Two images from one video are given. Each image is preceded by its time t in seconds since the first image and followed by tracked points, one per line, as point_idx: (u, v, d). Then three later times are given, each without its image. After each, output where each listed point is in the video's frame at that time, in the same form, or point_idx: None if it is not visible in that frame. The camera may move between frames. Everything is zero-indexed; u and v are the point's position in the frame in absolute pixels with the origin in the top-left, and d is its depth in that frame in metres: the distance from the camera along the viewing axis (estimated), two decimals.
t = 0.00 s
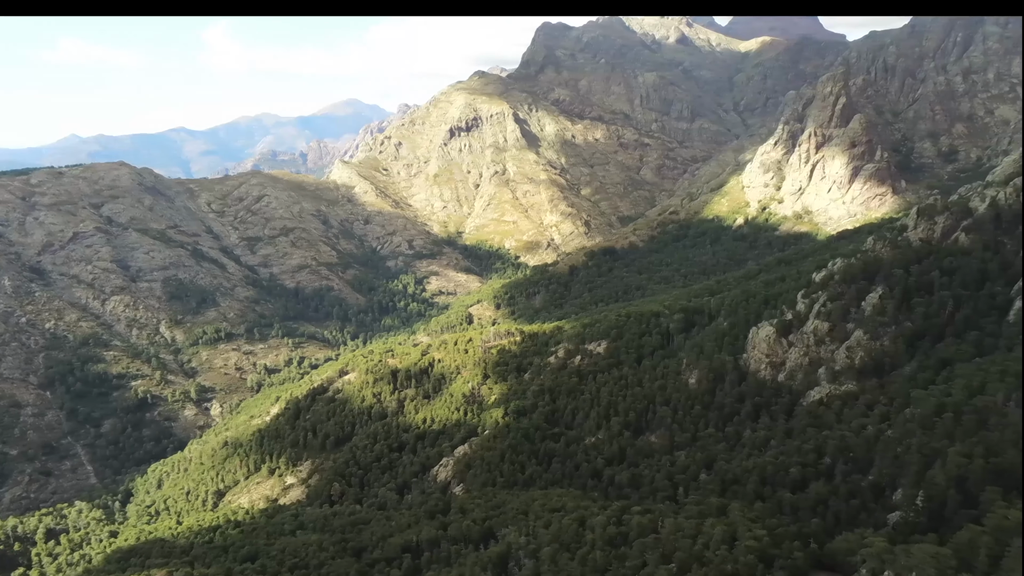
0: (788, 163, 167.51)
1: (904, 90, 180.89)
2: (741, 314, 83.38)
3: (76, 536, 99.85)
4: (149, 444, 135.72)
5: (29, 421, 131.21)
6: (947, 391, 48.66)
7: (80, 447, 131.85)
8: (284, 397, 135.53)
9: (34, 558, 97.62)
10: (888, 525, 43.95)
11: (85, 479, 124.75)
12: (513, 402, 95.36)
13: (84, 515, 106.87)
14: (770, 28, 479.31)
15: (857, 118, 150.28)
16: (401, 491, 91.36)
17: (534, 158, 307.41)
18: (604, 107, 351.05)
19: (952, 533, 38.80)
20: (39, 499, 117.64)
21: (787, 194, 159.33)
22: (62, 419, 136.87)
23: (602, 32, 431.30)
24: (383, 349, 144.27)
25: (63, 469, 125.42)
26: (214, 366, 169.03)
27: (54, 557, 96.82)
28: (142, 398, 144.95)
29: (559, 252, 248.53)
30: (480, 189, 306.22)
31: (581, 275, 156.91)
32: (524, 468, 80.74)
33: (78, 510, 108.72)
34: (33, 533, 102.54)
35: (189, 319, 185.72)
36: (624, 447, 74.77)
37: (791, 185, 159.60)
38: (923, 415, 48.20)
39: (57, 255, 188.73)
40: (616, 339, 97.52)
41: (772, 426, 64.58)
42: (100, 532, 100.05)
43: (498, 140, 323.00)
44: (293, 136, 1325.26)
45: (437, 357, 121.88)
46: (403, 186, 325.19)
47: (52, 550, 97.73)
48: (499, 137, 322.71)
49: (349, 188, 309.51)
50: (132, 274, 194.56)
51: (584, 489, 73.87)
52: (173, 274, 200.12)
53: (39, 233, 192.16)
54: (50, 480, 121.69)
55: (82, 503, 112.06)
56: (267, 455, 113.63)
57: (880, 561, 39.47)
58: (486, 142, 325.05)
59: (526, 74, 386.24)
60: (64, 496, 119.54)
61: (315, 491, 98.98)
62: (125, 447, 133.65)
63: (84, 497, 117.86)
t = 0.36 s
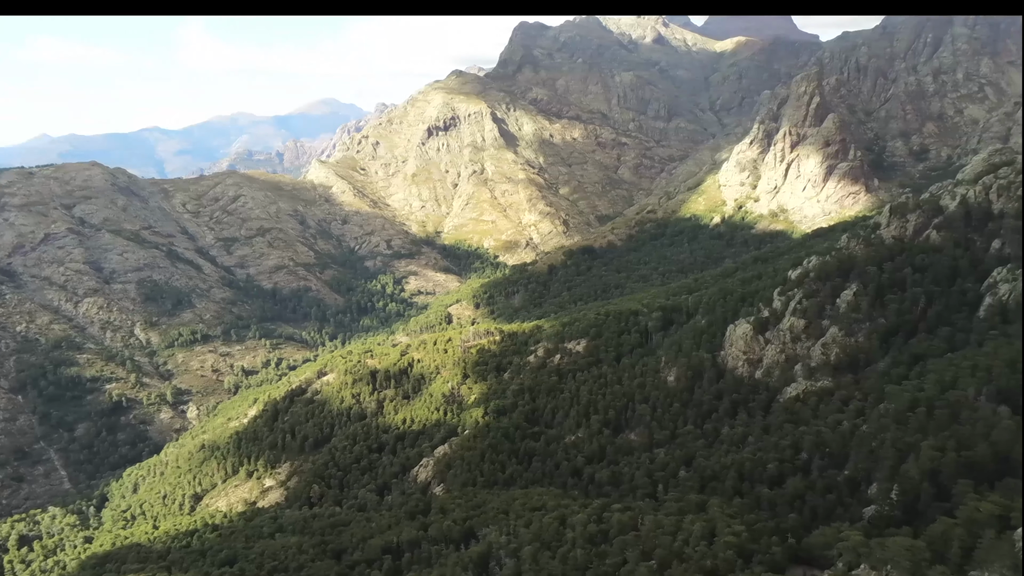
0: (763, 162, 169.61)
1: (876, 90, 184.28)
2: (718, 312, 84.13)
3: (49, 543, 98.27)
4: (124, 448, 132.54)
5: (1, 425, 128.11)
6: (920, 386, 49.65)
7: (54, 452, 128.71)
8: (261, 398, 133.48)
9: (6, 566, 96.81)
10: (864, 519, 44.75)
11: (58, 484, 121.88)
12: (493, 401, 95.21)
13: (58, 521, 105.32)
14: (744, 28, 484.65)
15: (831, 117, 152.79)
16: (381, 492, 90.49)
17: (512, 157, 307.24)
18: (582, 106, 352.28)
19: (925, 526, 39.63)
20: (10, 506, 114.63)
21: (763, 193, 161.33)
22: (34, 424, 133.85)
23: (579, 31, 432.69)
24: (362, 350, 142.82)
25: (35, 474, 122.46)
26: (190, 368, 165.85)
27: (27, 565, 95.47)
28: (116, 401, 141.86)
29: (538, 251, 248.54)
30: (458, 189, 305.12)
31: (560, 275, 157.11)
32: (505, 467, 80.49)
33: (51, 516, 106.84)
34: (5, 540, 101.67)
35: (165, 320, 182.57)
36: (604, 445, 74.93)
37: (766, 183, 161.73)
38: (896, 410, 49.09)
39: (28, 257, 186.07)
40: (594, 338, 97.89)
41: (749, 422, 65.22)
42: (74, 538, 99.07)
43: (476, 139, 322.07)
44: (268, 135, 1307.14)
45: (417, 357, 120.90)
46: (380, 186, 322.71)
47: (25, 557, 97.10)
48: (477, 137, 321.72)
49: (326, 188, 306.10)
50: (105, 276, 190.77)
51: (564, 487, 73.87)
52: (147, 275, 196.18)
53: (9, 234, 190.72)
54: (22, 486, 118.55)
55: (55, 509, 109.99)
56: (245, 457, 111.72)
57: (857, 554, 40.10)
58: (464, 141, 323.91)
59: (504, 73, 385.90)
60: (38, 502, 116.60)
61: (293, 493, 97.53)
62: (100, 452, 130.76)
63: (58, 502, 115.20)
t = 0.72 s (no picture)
0: (741, 162, 171.54)
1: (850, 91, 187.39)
2: (698, 311, 84.72)
3: (23, 550, 96.13)
4: (101, 452, 129.47)
5: None
6: (896, 382, 50.59)
7: (28, 457, 124.77)
8: (240, 401, 131.40)
9: None
10: (842, 515, 45.18)
11: (33, 490, 118.94)
12: (474, 402, 94.89)
13: (33, 527, 103.54)
14: (721, 29, 489.87)
15: (807, 118, 155.33)
16: (362, 493, 89.50)
17: (492, 157, 306.82)
18: (561, 106, 353.36)
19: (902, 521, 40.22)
20: None
21: (741, 192, 163.07)
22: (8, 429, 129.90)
23: (558, 32, 434.09)
24: (343, 351, 141.38)
25: (8, 481, 119.09)
26: (167, 370, 162.64)
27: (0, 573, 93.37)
28: (93, 405, 138.67)
29: (519, 251, 248.29)
30: (438, 189, 303.86)
31: (541, 275, 157.23)
32: (487, 467, 80.17)
33: (26, 522, 104.72)
34: None
35: (142, 322, 179.34)
36: (585, 443, 75.07)
37: (744, 183, 163.48)
38: (873, 407, 49.82)
39: None
40: (575, 337, 98.11)
41: (729, 420, 65.66)
42: (50, 544, 96.86)
43: (456, 139, 320.79)
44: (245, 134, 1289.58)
45: (397, 358, 119.91)
46: (360, 186, 320.30)
47: None
48: (457, 137, 320.59)
49: (305, 189, 302.64)
50: (81, 277, 187.20)
51: (546, 487, 73.71)
52: (123, 276, 192.50)
53: None
54: None
55: (29, 515, 107.68)
56: (224, 460, 109.84)
57: (835, 549, 40.39)
58: (444, 141, 322.60)
59: (483, 73, 385.41)
60: (10, 508, 114.17)
61: (274, 496, 96.01)
62: (76, 456, 127.74)
63: (32, 508, 112.37)
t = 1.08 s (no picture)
0: (718, 162, 173.49)
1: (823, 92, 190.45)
2: (675, 310, 85.25)
3: None
4: (75, 457, 125.99)
5: None
6: (870, 379, 51.54)
7: None
8: (217, 404, 128.94)
9: None
10: (818, 509, 45.63)
11: (4, 497, 114.12)
12: (454, 402, 94.38)
13: (4, 535, 100.52)
14: (696, 30, 494.71)
15: (782, 118, 158.11)
16: (341, 496, 88.39)
17: (470, 158, 305.84)
18: (539, 106, 354.03)
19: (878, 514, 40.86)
20: None
21: (718, 192, 164.88)
22: None
23: (535, 32, 434.60)
24: (321, 352, 139.65)
25: None
26: (142, 374, 158.83)
27: None
28: (65, 410, 135.06)
29: (498, 251, 247.69)
30: (416, 189, 301.98)
31: (520, 275, 157.20)
32: (467, 468, 79.74)
33: None
34: None
35: (116, 325, 175.69)
36: (565, 443, 75.12)
37: (721, 183, 165.27)
38: (848, 403, 50.55)
39: None
40: (555, 337, 98.16)
41: (707, 418, 66.11)
42: (23, 551, 95.08)
43: (433, 140, 318.88)
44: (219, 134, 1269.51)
45: (375, 359, 118.69)
46: (337, 186, 317.43)
47: None
48: (435, 137, 318.83)
49: (282, 189, 298.55)
50: (52, 281, 183.50)
51: (527, 487, 73.52)
52: (96, 279, 188.44)
53: None
54: None
55: None
56: (201, 464, 107.71)
57: (812, 545, 40.69)
58: (422, 141, 320.79)
59: (460, 73, 384.34)
60: None
61: (252, 500, 94.36)
62: (48, 463, 123.79)
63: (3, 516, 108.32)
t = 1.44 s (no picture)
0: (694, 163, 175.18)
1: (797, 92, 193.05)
2: (653, 309, 85.63)
3: None
4: (47, 463, 122.85)
5: None
6: (844, 375, 52.32)
7: None
8: (193, 407, 126.36)
9: None
10: (794, 506, 46.06)
11: None
12: (433, 403, 93.70)
13: None
14: (671, 32, 499.25)
15: (757, 119, 160.57)
16: (320, 499, 87.19)
17: (448, 158, 304.24)
18: (516, 106, 354.22)
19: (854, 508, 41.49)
20: None
21: (695, 191, 166.47)
22: None
23: (513, 32, 434.62)
24: (299, 354, 137.71)
25: None
26: (116, 377, 154.95)
27: None
28: (37, 414, 131.22)
29: (477, 251, 246.96)
30: (394, 189, 299.63)
31: (498, 275, 156.97)
32: (446, 468, 79.17)
33: None
34: None
35: (88, 328, 171.45)
36: (544, 443, 74.98)
37: (697, 183, 166.85)
38: (823, 400, 51.19)
39: None
40: (534, 337, 97.95)
41: (685, 416, 66.51)
42: None
43: (411, 139, 316.87)
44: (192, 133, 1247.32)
45: (353, 361, 117.30)
46: (314, 186, 313.95)
47: None
48: (412, 136, 316.80)
49: (258, 189, 294.09)
50: (23, 283, 179.16)
51: (506, 487, 73.23)
52: (68, 282, 183.80)
53: None
54: None
55: None
56: (177, 468, 105.47)
57: (789, 540, 41.02)
58: (399, 141, 318.40)
59: (438, 72, 382.84)
60: None
61: (229, 503, 92.70)
62: (18, 469, 120.47)
63: None
